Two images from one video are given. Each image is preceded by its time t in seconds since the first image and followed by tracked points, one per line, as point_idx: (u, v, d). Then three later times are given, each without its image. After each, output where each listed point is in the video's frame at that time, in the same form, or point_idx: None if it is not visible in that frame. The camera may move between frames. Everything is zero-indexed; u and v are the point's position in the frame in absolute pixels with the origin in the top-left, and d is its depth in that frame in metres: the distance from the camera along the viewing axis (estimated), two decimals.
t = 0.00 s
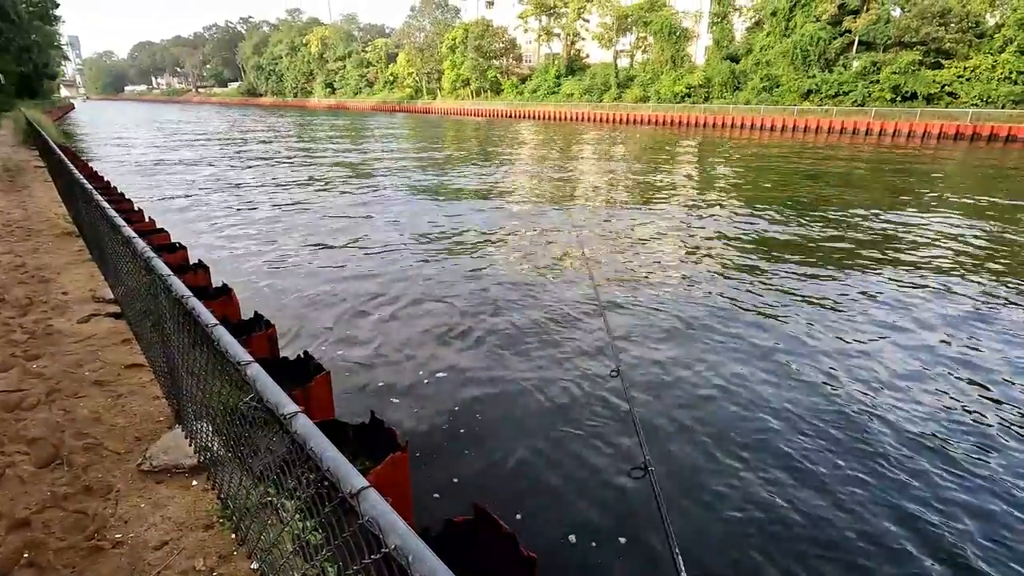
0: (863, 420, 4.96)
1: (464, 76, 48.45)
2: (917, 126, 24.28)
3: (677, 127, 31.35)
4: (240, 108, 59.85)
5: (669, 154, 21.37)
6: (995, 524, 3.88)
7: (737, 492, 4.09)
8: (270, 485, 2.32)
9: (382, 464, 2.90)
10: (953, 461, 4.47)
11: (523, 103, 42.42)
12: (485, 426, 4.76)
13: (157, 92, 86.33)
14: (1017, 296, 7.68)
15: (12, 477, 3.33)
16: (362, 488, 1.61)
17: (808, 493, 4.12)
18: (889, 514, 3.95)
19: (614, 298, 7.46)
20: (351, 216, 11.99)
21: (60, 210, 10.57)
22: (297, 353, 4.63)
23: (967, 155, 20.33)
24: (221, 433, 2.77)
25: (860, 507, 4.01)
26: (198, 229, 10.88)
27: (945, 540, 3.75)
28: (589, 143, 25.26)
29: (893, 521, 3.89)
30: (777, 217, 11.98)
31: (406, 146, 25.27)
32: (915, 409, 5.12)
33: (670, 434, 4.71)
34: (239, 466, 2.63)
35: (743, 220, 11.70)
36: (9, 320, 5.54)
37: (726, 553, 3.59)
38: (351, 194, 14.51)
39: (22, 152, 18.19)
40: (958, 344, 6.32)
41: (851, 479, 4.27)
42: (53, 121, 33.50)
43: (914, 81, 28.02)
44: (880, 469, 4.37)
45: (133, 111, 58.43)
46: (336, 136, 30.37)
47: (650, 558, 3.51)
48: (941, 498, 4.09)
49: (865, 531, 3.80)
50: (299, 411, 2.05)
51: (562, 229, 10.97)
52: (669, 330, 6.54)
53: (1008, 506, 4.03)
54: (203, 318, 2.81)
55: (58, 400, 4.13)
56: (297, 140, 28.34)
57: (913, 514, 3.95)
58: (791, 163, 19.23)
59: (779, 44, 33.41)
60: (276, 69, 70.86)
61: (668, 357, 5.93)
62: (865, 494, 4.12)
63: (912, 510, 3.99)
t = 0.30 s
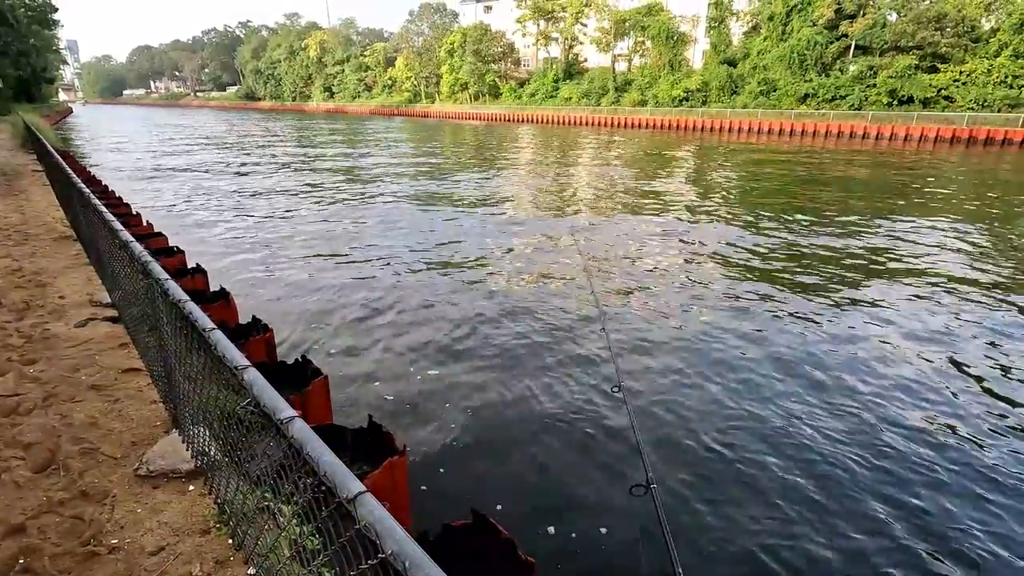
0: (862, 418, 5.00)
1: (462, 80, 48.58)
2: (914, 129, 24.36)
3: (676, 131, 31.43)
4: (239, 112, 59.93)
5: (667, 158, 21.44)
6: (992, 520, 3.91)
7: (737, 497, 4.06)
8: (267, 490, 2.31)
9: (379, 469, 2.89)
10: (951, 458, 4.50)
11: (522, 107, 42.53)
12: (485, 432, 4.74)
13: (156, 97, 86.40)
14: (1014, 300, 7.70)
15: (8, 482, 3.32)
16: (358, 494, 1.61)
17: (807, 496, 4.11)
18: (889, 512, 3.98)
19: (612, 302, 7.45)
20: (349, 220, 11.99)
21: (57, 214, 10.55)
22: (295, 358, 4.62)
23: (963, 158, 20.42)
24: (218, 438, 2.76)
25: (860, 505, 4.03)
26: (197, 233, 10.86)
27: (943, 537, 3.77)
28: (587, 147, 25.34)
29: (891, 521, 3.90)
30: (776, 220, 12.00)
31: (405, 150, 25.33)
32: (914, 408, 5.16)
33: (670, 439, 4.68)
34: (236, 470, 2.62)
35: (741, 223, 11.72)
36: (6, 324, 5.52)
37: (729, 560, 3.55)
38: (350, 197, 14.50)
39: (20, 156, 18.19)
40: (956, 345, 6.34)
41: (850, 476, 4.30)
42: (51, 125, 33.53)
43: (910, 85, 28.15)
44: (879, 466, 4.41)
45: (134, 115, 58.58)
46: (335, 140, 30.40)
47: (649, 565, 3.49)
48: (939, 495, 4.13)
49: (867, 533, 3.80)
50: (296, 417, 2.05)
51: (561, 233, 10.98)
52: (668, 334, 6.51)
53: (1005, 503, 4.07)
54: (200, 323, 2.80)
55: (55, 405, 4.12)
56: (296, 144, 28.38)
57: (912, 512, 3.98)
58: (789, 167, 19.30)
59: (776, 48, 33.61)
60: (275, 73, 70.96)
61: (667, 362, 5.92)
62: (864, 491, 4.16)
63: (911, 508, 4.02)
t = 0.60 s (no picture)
0: (864, 422, 5.04)
1: (460, 83, 48.64)
2: (910, 133, 24.44)
3: (673, 134, 31.50)
4: (237, 116, 59.89)
5: (664, 161, 21.49)
6: (991, 528, 3.94)
7: (736, 503, 4.06)
8: (264, 495, 2.31)
9: (377, 472, 2.88)
10: (948, 463, 4.54)
11: (519, 111, 42.58)
12: (484, 435, 4.74)
13: (154, 100, 86.32)
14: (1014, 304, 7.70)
15: (3, 487, 3.30)
16: (356, 497, 1.61)
17: (806, 501, 4.10)
18: (888, 517, 4.01)
19: (609, 305, 7.45)
20: (348, 223, 12.00)
21: (54, 217, 10.53)
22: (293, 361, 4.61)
23: (960, 162, 20.51)
24: (215, 442, 2.76)
25: (859, 509, 4.05)
26: (194, 236, 10.86)
27: (943, 543, 3.79)
28: (585, 151, 25.41)
29: (891, 527, 3.91)
30: (773, 224, 12.05)
31: (403, 154, 25.33)
32: (916, 413, 5.18)
33: (669, 443, 4.67)
34: (233, 474, 2.62)
35: (738, 226, 11.77)
36: (2, 328, 5.51)
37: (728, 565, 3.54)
38: (348, 200, 14.51)
39: (17, 160, 18.16)
40: (956, 350, 6.35)
41: (851, 480, 4.34)
42: (47, 127, 33.42)
43: (906, 88, 28.25)
44: (881, 471, 4.44)
45: (130, 117, 58.37)
46: (333, 143, 30.39)
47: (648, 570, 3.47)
48: (939, 501, 4.16)
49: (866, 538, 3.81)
50: (294, 420, 2.05)
51: (559, 236, 11.01)
52: (666, 338, 6.50)
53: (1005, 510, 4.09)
54: (197, 325, 2.80)
55: (51, 409, 4.10)
56: (294, 147, 28.38)
57: (911, 517, 4.00)
58: (786, 170, 19.37)
59: (773, 53, 33.76)
60: (273, 76, 70.97)
61: (665, 366, 5.91)
62: (865, 496, 4.19)
63: (910, 513, 4.04)
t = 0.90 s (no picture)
0: (868, 420, 5.03)
1: (458, 84, 48.66)
2: (906, 133, 24.54)
3: (670, 135, 31.54)
4: (233, 116, 59.73)
5: (661, 162, 21.54)
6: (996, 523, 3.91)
7: (735, 503, 4.04)
8: (261, 497, 2.31)
9: (374, 474, 2.88)
10: (948, 457, 4.57)
11: (517, 111, 42.60)
12: (481, 436, 4.74)
13: (150, 101, 86.04)
14: (1011, 304, 7.71)
15: None
16: (352, 499, 1.61)
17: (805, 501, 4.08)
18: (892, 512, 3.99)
19: (607, 305, 7.46)
20: (345, 223, 12.00)
21: (49, 219, 10.49)
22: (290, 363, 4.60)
23: (955, 162, 20.60)
24: (212, 444, 2.76)
25: (862, 505, 4.04)
26: (190, 237, 10.83)
27: (946, 537, 3.78)
28: (582, 151, 25.44)
29: (894, 524, 3.88)
30: (770, 224, 12.09)
31: (401, 154, 25.33)
32: (918, 411, 5.18)
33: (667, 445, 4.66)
34: (230, 476, 2.61)
35: (735, 227, 11.81)
36: None
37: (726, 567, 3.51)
38: (345, 201, 14.51)
39: (12, 160, 18.07)
40: (956, 350, 6.35)
41: (855, 477, 4.32)
42: (43, 128, 33.27)
43: (902, 89, 28.37)
44: (884, 468, 4.43)
45: (126, 118, 58.08)
46: (331, 144, 30.36)
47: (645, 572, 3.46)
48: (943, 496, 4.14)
49: (867, 535, 3.79)
50: (290, 422, 2.05)
51: (556, 236, 11.03)
52: (664, 339, 6.51)
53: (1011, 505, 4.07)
54: (193, 328, 2.80)
55: (47, 411, 4.09)
56: (291, 148, 28.33)
57: (915, 512, 3.97)
58: (782, 171, 19.45)
59: (769, 54, 33.86)
60: (270, 77, 70.86)
61: (662, 366, 5.92)
62: (868, 492, 4.17)
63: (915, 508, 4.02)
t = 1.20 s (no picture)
0: (886, 422, 5.02)
1: (454, 84, 48.67)
2: (902, 133, 24.65)
3: (666, 135, 31.58)
4: (229, 116, 59.56)
5: (658, 161, 21.60)
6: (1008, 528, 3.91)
7: (731, 504, 4.03)
8: (256, 498, 2.30)
9: (371, 475, 2.88)
10: (950, 457, 4.59)
11: (514, 111, 42.62)
12: (479, 436, 4.75)
13: (145, 101, 85.72)
14: (1008, 305, 7.72)
15: None
16: (347, 502, 1.61)
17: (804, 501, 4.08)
18: (905, 515, 4.00)
19: (603, 305, 7.47)
20: (342, 223, 11.98)
21: (44, 220, 10.44)
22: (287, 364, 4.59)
23: (950, 162, 20.70)
24: (207, 445, 2.75)
25: (875, 507, 4.05)
26: (186, 237, 10.79)
27: (948, 539, 3.81)
28: (578, 151, 25.49)
29: (897, 524, 3.91)
30: (766, 224, 12.13)
31: (397, 154, 25.31)
32: (935, 413, 5.17)
33: (665, 447, 4.64)
34: (225, 478, 2.61)
35: (731, 227, 11.85)
36: None
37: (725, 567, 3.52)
38: (342, 201, 14.49)
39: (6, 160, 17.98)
40: (957, 349, 6.35)
41: (869, 479, 4.33)
42: (38, 128, 33.10)
43: (898, 89, 28.48)
44: (898, 469, 4.43)
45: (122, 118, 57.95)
46: (327, 144, 30.31)
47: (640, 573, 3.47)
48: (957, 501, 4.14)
49: (877, 537, 3.80)
50: (286, 424, 2.04)
51: (553, 236, 11.04)
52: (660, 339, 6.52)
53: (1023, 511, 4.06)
54: (188, 329, 2.79)
55: (42, 413, 4.07)
56: (287, 148, 28.27)
57: (919, 514, 4.00)
58: (778, 171, 19.51)
59: (765, 53, 33.95)
60: (266, 77, 70.73)
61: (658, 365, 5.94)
62: (882, 495, 4.17)
63: (926, 511, 4.03)
